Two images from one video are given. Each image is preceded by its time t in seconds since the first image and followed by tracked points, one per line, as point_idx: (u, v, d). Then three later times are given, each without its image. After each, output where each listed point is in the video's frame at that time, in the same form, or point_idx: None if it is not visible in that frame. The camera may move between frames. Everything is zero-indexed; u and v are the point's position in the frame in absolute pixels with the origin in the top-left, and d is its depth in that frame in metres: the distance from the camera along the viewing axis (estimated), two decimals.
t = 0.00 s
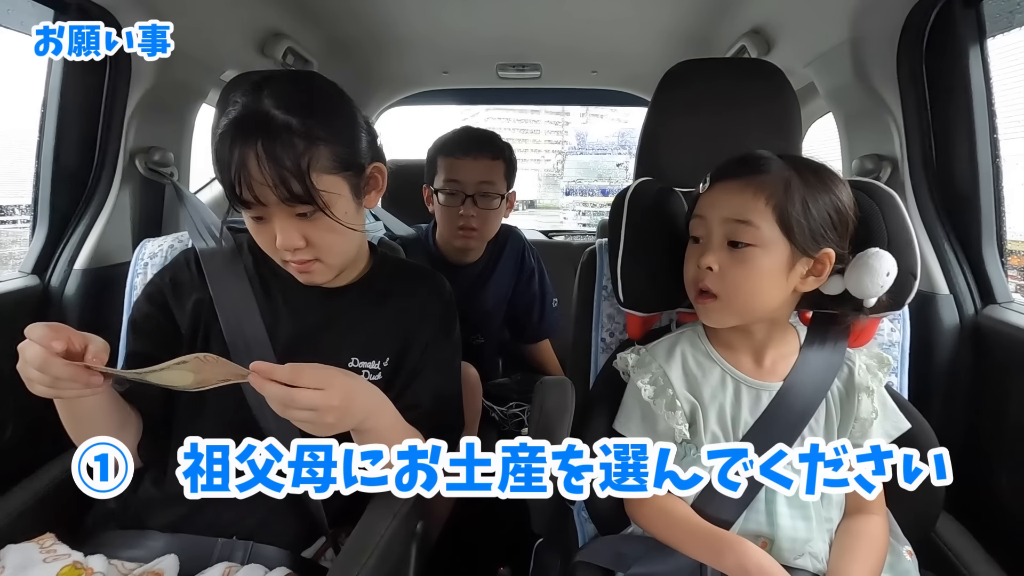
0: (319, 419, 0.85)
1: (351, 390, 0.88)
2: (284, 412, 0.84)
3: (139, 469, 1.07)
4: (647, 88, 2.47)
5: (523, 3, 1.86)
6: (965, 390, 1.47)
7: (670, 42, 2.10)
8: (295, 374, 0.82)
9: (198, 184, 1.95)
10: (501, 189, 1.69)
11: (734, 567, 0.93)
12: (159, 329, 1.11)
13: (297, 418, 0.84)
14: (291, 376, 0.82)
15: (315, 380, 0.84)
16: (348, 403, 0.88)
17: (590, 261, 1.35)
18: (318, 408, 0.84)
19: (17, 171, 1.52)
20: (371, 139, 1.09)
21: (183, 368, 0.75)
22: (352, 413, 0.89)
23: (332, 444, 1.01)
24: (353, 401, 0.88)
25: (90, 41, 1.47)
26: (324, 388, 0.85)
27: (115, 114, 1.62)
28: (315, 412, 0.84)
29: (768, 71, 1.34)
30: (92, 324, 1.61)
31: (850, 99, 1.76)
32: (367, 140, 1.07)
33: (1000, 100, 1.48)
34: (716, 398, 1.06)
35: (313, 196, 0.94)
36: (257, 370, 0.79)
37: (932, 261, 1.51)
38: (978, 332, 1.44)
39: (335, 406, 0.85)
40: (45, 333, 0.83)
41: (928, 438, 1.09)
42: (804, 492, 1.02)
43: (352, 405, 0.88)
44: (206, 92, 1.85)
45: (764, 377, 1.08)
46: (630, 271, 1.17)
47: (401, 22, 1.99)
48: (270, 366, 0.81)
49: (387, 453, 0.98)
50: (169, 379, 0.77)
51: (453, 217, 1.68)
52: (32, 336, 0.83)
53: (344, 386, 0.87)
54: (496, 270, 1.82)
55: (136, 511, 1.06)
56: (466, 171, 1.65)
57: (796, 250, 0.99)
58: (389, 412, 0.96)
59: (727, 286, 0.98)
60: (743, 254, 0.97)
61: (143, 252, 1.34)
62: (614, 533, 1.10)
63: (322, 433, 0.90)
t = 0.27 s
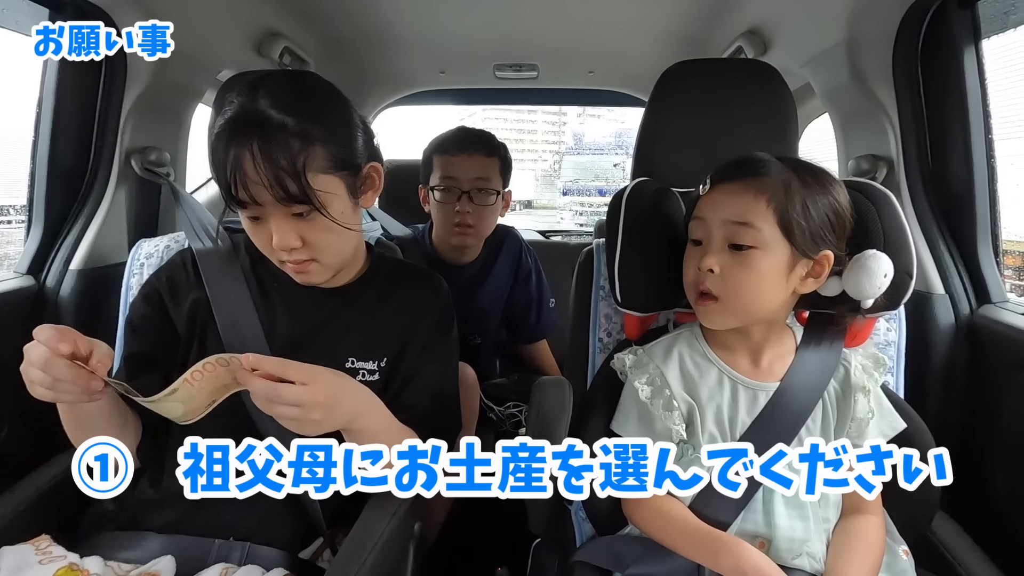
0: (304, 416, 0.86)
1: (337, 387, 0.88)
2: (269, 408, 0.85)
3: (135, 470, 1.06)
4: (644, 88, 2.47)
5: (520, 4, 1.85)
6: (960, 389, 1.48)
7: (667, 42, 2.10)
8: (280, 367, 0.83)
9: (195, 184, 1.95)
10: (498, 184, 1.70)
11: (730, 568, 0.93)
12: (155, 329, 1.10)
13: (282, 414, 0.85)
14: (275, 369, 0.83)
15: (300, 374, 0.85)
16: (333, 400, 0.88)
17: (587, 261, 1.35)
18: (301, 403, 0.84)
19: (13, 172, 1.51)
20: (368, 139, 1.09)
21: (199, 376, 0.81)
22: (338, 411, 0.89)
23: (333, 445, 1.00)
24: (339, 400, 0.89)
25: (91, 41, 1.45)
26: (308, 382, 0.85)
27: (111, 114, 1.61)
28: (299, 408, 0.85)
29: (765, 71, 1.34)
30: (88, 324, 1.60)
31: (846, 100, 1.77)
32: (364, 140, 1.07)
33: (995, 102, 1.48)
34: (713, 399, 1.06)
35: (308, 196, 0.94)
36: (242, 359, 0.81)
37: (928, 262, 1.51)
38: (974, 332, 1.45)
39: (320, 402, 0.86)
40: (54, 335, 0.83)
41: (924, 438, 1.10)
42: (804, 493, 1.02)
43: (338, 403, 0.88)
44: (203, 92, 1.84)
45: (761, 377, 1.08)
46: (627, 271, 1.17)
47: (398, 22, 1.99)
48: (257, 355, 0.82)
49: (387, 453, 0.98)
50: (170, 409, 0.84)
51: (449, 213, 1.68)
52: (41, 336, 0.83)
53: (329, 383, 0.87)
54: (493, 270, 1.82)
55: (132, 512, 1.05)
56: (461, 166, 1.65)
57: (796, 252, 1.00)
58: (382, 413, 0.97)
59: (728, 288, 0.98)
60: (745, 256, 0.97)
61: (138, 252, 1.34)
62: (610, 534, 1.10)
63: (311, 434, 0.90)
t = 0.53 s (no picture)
0: (280, 412, 0.89)
1: (314, 387, 0.92)
2: (245, 405, 0.88)
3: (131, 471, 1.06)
4: (641, 88, 2.47)
5: (517, 4, 1.86)
6: (956, 388, 1.49)
7: (663, 43, 2.11)
8: (262, 364, 0.88)
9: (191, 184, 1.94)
10: (495, 182, 1.70)
11: (728, 568, 0.93)
12: (151, 330, 1.10)
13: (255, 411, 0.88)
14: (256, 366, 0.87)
15: (280, 372, 0.88)
16: (310, 399, 0.91)
17: (584, 261, 1.35)
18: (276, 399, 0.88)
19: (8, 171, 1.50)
20: (365, 139, 1.08)
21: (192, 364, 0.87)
22: (316, 411, 0.92)
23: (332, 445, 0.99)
24: (316, 400, 0.92)
25: (90, 41, 1.45)
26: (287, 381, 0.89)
27: (106, 113, 1.60)
28: (273, 404, 0.88)
29: (761, 71, 1.34)
30: (83, 324, 1.59)
31: (841, 100, 1.77)
32: (361, 140, 1.07)
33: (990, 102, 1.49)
34: (711, 399, 1.06)
35: (306, 195, 0.94)
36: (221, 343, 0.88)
37: (924, 261, 1.52)
38: (969, 332, 1.46)
39: (294, 400, 0.89)
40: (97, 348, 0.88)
41: (920, 438, 1.10)
42: (804, 493, 1.02)
43: (315, 403, 0.92)
44: (199, 92, 1.84)
45: (758, 377, 1.08)
46: (625, 271, 1.17)
47: (396, 22, 1.99)
48: (234, 349, 0.88)
49: (387, 453, 0.99)
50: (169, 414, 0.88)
51: (447, 211, 1.68)
52: (84, 345, 0.87)
53: (307, 382, 0.91)
54: (490, 270, 1.82)
55: (129, 514, 1.05)
56: (458, 164, 1.65)
57: (798, 254, 1.00)
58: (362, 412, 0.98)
59: (732, 290, 0.98)
60: (749, 258, 0.97)
61: (135, 253, 1.33)
62: (608, 534, 1.10)
63: (285, 433, 0.92)
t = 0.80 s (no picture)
0: (263, 416, 0.91)
1: (297, 390, 0.94)
2: (228, 413, 0.91)
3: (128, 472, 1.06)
4: (638, 89, 2.48)
5: (514, 4, 1.86)
6: (952, 388, 1.49)
7: (661, 43, 2.11)
8: (236, 370, 0.91)
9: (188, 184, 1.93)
10: (492, 182, 1.70)
11: (725, 567, 0.93)
12: (148, 331, 1.09)
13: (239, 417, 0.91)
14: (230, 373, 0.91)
15: (257, 376, 0.92)
16: (292, 402, 0.94)
17: (581, 262, 1.35)
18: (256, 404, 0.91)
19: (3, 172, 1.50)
20: (363, 139, 1.08)
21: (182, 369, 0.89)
22: (300, 415, 0.94)
23: (333, 446, 0.99)
24: (298, 402, 0.94)
25: (90, 41, 1.47)
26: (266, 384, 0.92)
27: (103, 113, 1.60)
28: (255, 409, 0.91)
29: (758, 72, 1.35)
30: (79, 325, 1.58)
31: (838, 101, 1.78)
32: (358, 140, 1.07)
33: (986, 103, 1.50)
34: (708, 399, 1.06)
35: (304, 195, 0.94)
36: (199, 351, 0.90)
37: (920, 262, 1.52)
38: (965, 332, 1.46)
39: (276, 402, 0.92)
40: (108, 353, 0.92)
41: (916, 438, 1.10)
42: (804, 493, 1.02)
43: (297, 406, 0.94)
44: (196, 92, 1.83)
45: (755, 378, 1.09)
46: (622, 271, 1.17)
47: (393, 22, 1.99)
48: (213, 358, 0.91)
49: (387, 453, 1.00)
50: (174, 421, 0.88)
51: (444, 211, 1.68)
52: (96, 352, 0.91)
53: (288, 385, 0.94)
54: (488, 270, 1.82)
55: (125, 515, 1.05)
56: (455, 164, 1.65)
57: (795, 257, 1.00)
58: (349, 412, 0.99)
59: (728, 293, 0.98)
60: (745, 261, 0.98)
61: (131, 253, 1.33)
62: (606, 534, 1.10)
63: (270, 437, 0.95)
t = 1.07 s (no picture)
0: (250, 416, 0.92)
1: (286, 391, 0.94)
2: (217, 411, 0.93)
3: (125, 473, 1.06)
4: (636, 89, 2.48)
5: (512, 5, 1.86)
6: (949, 388, 1.50)
7: (659, 44, 2.11)
8: (224, 370, 0.93)
9: (186, 184, 1.93)
10: (491, 181, 1.70)
11: (723, 569, 0.93)
12: (145, 331, 1.09)
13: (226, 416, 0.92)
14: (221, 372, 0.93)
15: (245, 376, 0.93)
16: (281, 403, 0.94)
17: (579, 262, 1.35)
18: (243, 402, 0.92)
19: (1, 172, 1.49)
20: (361, 139, 1.08)
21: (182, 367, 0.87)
22: (288, 416, 0.94)
23: (333, 445, 0.99)
24: (287, 404, 0.94)
25: (90, 41, 1.47)
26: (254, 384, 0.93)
27: (100, 113, 1.59)
28: (242, 408, 0.92)
29: (756, 72, 1.35)
30: (76, 326, 1.58)
31: (835, 101, 1.78)
32: (356, 140, 1.07)
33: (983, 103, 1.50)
34: (706, 399, 1.07)
35: (302, 195, 0.94)
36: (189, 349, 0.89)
37: (918, 262, 1.53)
38: (961, 332, 1.47)
39: (262, 402, 0.92)
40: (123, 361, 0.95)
41: (914, 437, 1.11)
42: (804, 493, 1.02)
43: (286, 407, 0.94)
44: (193, 92, 1.83)
45: (753, 378, 1.09)
46: (620, 271, 1.18)
47: (392, 22, 1.99)
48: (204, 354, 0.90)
49: (387, 453, 1.00)
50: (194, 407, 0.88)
51: (443, 211, 1.67)
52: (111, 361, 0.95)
53: (276, 386, 0.94)
54: (486, 271, 1.82)
55: (123, 515, 1.05)
56: (453, 164, 1.65)
57: (793, 259, 1.01)
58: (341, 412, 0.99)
59: (727, 296, 0.98)
60: (743, 264, 0.98)
61: (128, 253, 1.33)
62: (604, 534, 1.10)
63: (263, 438, 0.96)
